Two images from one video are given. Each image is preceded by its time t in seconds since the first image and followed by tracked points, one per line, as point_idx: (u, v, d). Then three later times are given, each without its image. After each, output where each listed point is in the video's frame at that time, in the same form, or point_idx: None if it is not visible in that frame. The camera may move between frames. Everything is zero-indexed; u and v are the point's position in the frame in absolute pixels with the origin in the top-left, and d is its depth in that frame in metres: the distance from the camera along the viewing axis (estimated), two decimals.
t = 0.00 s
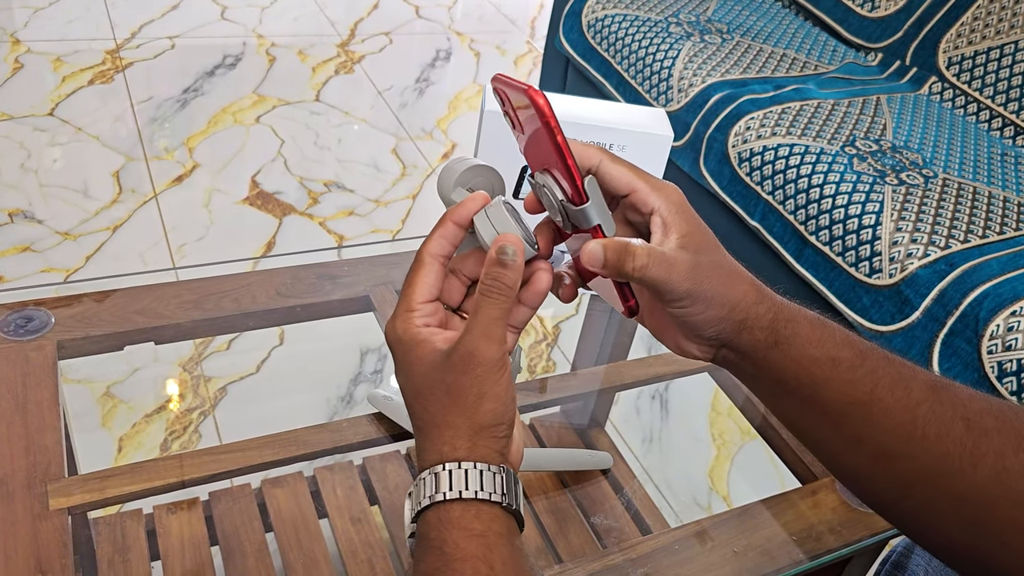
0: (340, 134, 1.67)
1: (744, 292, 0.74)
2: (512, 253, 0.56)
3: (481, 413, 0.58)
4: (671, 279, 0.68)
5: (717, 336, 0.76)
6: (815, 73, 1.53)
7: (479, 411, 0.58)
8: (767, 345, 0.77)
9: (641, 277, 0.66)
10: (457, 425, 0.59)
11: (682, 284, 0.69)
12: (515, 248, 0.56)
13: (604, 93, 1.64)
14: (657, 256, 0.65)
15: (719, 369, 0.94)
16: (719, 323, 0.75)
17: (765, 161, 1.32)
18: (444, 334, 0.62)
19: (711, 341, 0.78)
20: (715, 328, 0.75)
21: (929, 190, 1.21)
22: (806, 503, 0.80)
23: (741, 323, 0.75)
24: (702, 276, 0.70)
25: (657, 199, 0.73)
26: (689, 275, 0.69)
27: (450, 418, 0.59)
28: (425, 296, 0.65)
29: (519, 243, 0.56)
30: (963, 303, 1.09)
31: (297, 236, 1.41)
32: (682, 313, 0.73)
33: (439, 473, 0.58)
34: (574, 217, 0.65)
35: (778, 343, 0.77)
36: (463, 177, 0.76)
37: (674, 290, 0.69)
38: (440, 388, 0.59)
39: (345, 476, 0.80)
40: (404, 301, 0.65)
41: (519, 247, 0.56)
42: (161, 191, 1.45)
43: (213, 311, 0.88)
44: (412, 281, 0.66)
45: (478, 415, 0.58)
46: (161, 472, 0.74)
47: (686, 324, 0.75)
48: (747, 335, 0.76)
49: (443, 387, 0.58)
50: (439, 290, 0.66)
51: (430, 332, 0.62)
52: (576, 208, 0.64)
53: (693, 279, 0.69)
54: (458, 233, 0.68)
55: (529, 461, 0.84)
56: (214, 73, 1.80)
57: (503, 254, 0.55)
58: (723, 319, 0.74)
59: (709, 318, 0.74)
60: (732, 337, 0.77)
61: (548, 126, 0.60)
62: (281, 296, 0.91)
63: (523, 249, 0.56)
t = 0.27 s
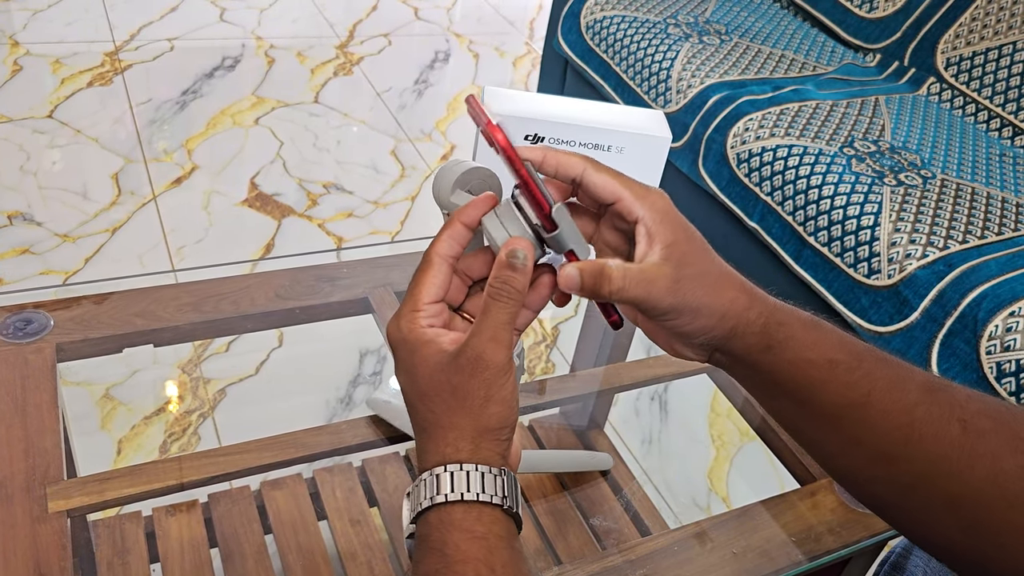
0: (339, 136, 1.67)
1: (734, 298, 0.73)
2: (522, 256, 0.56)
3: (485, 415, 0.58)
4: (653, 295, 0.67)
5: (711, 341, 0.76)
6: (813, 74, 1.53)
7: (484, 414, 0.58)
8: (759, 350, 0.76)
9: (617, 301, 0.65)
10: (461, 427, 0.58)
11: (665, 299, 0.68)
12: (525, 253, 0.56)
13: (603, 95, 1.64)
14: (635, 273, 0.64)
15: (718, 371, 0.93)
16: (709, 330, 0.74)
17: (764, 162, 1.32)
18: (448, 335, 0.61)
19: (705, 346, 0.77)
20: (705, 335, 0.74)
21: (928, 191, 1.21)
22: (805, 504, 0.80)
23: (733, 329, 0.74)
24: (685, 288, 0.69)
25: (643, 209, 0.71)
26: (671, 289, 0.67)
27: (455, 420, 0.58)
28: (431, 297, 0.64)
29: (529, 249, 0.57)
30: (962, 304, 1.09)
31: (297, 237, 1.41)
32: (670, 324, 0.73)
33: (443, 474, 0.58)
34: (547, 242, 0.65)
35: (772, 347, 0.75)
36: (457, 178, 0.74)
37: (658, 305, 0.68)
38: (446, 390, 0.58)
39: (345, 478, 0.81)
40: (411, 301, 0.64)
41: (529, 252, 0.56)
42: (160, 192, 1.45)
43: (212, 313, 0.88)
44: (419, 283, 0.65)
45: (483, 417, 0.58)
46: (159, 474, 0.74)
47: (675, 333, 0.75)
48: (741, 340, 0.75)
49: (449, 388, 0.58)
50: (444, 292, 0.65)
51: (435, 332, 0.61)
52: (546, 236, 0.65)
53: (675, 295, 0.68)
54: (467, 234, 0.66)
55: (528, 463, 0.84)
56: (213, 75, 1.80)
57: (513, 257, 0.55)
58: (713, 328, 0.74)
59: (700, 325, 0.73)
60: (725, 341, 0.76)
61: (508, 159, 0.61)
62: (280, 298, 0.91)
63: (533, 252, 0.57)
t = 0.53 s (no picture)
0: (337, 136, 1.67)
1: (735, 295, 0.73)
2: (530, 257, 0.55)
3: (487, 415, 0.58)
4: (655, 297, 0.67)
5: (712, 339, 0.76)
6: (811, 74, 1.53)
7: (486, 413, 0.58)
8: (760, 347, 0.76)
9: (618, 308, 0.66)
10: (463, 427, 0.58)
11: (666, 303, 0.68)
12: (534, 253, 0.56)
13: (601, 95, 1.64)
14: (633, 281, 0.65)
15: (716, 371, 0.94)
16: (710, 330, 0.74)
17: (762, 162, 1.32)
18: (448, 334, 0.61)
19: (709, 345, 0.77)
20: (705, 336, 0.75)
21: (925, 191, 1.21)
22: (804, 504, 0.80)
23: (736, 327, 0.74)
24: (685, 291, 0.69)
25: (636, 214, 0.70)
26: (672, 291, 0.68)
27: (457, 421, 0.58)
28: (428, 295, 0.64)
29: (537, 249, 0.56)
30: (960, 303, 1.09)
31: (294, 237, 1.41)
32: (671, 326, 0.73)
33: (445, 474, 0.57)
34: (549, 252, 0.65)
35: (773, 345, 0.76)
36: (451, 178, 0.76)
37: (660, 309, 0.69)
38: (447, 390, 0.58)
39: (343, 478, 0.80)
40: (408, 299, 0.64)
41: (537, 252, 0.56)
42: (158, 193, 1.45)
43: (210, 314, 0.88)
44: (415, 281, 0.65)
45: (485, 417, 0.58)
46: (156, 475, 0.74)
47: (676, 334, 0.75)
48: (743, 338, 0.75)
49: (452, 389, 0.58)
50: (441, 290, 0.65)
51: (435, 330, 0.61)
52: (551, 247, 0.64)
53: (677, 297, 0.68)
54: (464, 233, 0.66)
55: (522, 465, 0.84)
56: (210, 76, 1.80)
57: (522, 258, 0.55)
58: (716, 326, 0.74)
59: (701, 326, 0.73)
60: (728, 339, 0.76)
61: (525, 166, 0.57)
62: (277, 299, 0.91)
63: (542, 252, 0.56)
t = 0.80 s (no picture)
0: (334, 136, 1.67)
1: (751, 273, 0.74)
2: (558, 265, 0.58)
3: (490, 411, 0.58)
4: (673, 275, 0.68)
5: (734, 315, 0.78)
6: (807, 73, 1.53)
7: (490, 410, 0.58)
8: (779, 318, 0.78)
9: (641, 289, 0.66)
10: (467, 422, 0.57)
11: (684, 283, 0.69)
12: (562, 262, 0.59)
13: (598, 94, 1.64)
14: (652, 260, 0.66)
15: (712, 370, 0.94)
16: (727, 307, 0.75)
17: (758, 161, 1.32)
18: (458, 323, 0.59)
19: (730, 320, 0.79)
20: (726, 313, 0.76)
21: (921, 190, 1.21)
22: (800, 502, 0.80)
23: (754, 300, 0.76)
24: (699, 270, 0.70)
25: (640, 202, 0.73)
26: (689, 269, 0.69)
27: (464, 413, 0.57)
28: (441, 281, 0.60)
29: (563, 257, 0.60)
30: (956, 302, 1.09)
31: (291, 236, 1.41)
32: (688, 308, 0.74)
33: (449, 468, 0.56)
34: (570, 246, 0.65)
35: (791, 316, 0.77)
36: (431, 184, 0.73)
37: (678, 289, 0.69)
38: (459, 380, 0.57)
39: (339, 478, 0.81)
40: (422, 284, 0.59)
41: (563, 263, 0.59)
42: (154, 193, 1.45)
43: (206, 314, 0.88)
44: (427, 265, 0.60)
45: (490, 413, 0.58)
46: (152, 474, 0.73)
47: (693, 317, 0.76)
48: (763, 309, 0.77)
49: (461, 380, 0.57)
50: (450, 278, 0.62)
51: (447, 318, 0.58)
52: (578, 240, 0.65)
53: (695, 277, 0.70)
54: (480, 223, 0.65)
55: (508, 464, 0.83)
56: (207, 75, 1.80)
57: (551, 264, 0.58)
58: (736, 299, 0.74)
59: (718, 305, 0.74)
60: (750, 310, 0.77)
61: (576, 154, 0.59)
62: (274, 298, 0.91)
63: (563, 257, 0.60)
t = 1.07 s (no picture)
0: (333, 136, 1.67)
1: (750, 254, 0.75)
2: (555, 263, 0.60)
3: (493, 406, 0.58)
4: (675, 259, 0.69)
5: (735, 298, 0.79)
6: (806, 73, 1.53)
7: (493, 406, 0.58)
8: (775, 297, 0.79)
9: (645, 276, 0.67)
10: (472, 417, 0.57)
11: (686, 267, 0.70)
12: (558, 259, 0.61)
13: (597, 94, 1.64)
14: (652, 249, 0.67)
15: (711, 369, 0.94)
16: (728, 289, 0.76)
17: (758, 161, 1.32)
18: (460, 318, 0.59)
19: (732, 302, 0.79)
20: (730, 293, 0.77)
21: (921, 190, 1.22)
22: (800, 501, 0.80)
23: (754, 280, 0.77)
24: (700, 254, 0.71)
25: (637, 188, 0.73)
26: (689, 253, 0.70)
27: (468, 408, 0.57)
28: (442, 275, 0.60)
29: (564, 254, 0.62)
30: (955, 301, 1.09)
31: (291, 236, 1.41)
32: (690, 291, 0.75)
33: (454, 465, 0.57)
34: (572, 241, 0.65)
35: (787, 296, 0.79)
36: (422, 187, 0.73)
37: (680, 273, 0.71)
38: (464, 375, 0.57)
39: (339, 478, 0.80)
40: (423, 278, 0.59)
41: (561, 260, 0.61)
42: (154, 193, 1.45)
43: (206, 314, 0.88)
44: (428, 259, 0.60)
45: (493, 408, 0.58)
46: (152, 474, 0.73)
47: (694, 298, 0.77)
48: (760, 291, 0.78)
49: (466, 375, 0.57)
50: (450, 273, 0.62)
51: (449, 313, 0.58)
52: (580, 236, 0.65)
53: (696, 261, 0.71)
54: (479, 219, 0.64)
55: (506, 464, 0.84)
56: (206, 76, 1.80)
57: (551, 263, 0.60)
58: (736, 281, 0.75)
59: (720, 286, 0.75)
60: (750, 292, 0.78)
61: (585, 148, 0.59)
62: (273, 298, 0.91)
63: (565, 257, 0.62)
